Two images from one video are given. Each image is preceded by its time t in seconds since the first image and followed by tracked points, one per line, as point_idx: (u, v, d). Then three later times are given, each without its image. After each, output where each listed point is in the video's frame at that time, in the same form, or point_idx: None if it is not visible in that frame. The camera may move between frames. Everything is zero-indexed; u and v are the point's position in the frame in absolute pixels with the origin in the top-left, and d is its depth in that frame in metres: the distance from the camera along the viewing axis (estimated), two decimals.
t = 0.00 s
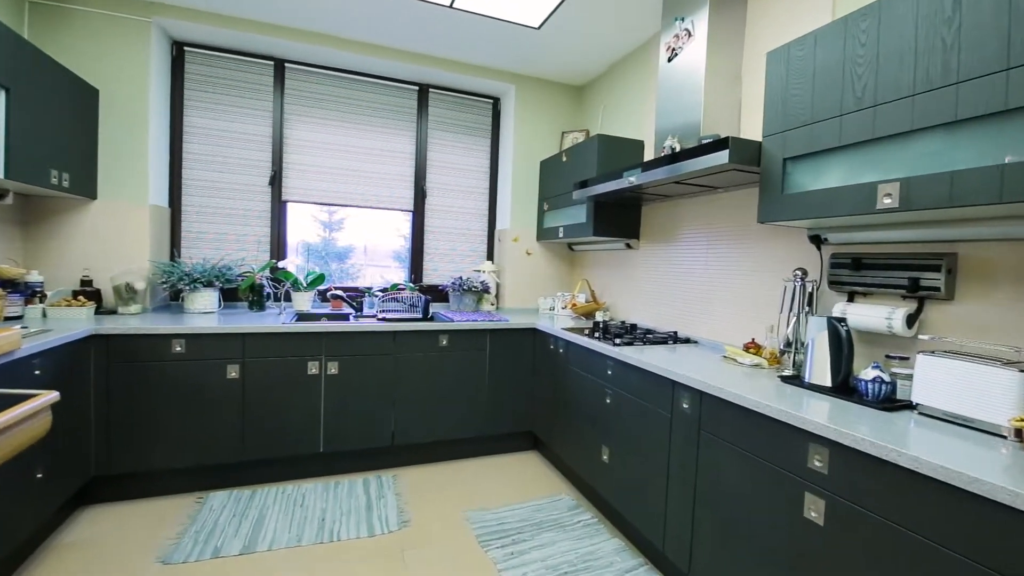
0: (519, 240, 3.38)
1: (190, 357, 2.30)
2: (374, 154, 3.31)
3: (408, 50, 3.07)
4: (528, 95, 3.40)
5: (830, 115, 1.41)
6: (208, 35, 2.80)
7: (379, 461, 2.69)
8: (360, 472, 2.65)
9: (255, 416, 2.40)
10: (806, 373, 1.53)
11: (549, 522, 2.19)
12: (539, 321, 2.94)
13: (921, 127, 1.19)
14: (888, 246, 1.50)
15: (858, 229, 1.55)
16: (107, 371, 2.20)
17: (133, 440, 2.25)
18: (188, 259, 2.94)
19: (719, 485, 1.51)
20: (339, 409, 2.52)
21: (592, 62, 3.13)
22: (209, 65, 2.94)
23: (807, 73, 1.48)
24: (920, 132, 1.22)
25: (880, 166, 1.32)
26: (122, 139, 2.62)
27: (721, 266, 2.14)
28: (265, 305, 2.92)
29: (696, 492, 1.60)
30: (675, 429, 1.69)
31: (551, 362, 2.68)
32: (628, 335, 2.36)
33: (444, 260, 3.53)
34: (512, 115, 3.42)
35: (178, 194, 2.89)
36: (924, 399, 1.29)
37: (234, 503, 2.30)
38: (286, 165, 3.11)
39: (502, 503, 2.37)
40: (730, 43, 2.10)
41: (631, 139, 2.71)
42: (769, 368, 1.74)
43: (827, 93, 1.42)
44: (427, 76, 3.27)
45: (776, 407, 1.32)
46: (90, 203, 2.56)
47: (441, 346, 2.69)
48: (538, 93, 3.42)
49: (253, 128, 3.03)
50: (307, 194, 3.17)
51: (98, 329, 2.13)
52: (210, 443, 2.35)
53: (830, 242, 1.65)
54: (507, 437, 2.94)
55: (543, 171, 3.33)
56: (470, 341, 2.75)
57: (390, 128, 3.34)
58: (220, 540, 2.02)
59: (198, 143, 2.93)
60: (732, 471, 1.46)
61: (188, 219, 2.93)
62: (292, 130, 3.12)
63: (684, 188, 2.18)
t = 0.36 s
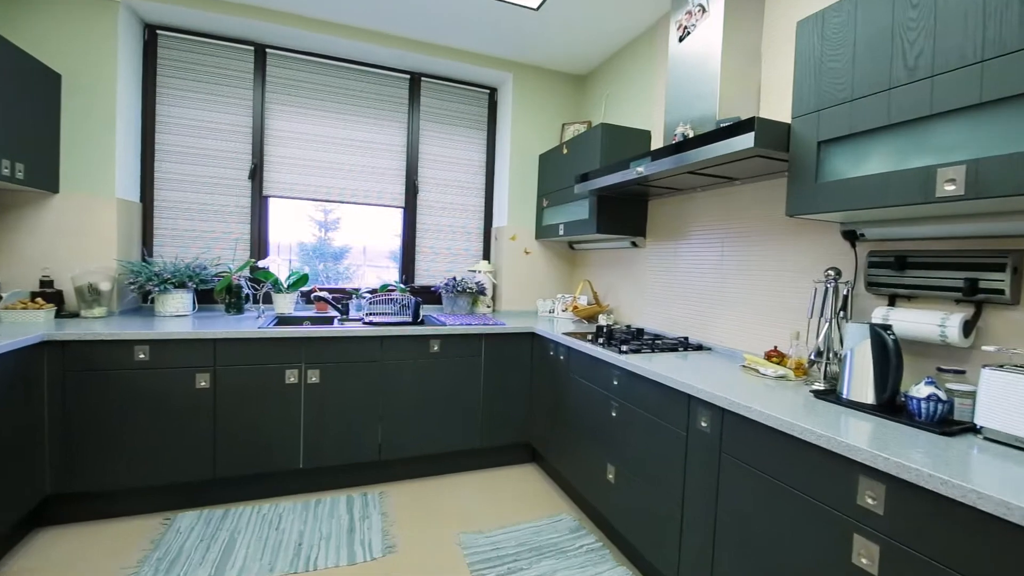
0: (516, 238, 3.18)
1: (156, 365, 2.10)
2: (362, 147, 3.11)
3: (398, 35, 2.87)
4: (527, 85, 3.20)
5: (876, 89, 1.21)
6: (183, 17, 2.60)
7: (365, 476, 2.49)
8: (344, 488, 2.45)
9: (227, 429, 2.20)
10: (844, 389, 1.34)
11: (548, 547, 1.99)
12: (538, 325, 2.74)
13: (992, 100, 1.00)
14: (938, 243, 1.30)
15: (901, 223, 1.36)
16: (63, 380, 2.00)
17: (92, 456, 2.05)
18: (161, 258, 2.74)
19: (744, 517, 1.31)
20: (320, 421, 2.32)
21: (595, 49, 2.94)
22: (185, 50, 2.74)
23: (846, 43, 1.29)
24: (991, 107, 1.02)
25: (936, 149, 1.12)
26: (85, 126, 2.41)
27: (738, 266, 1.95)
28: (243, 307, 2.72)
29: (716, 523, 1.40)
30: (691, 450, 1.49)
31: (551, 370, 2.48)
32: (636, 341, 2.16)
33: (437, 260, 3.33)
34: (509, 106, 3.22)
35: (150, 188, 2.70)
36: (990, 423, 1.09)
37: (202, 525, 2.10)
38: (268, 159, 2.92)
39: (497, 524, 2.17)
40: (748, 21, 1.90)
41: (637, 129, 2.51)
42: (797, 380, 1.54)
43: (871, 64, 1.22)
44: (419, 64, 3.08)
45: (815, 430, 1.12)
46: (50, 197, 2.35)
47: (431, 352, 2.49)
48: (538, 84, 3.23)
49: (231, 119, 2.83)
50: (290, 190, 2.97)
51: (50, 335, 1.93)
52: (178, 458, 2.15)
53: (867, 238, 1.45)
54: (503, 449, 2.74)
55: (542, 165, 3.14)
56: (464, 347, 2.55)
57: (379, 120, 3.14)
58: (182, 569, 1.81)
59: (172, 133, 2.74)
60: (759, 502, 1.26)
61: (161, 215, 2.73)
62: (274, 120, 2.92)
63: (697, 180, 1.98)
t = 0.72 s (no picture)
0: (519, 238, 3.02)
1: (131, 375, 1.95)
2: (356, 142, 2.96)
3: (395, 24, 2.72)
4: (530, 78, 3.05)
5: (932, 68, 1.06)
6: (165, 4, 2.45)
7: (357, 491, 2.34)
8: (335, 505, 2.30)
9: (209, 443, 2.05)
10: (891, 409, 1.19)
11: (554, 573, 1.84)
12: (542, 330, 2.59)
13: None
14: (998, 244, 1.15)
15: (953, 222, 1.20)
16: (29, 392, 1.85)
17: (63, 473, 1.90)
18: (143, 259, 2.60)
19: (779, 555, 1.15)
20: (309, 434, 2.17)
21: (602, 40, 2.78)
22: (169, 40, 2.59)
23: (895, 17, 1.13)
24: None
25: (1002, 137, 0.97)
26: (60, 118, 2.25)
27: (760, 269, 1.80)
28: (230, 311, 2.58)
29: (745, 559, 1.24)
30: (714, 474, 1.34)
31: (556, 379, 2.33)
32: (647, 349, 2.00)
33: (436, 261, 3.18)
34: (510, 100, 3.07)
35: (131, 186, 2.55)
36: None
37: (181, 547, 1.94)
38: (256, 155, 2.77)
39: (498, 546, 2.01)
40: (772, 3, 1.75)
41: (647, 122, 2.36)
42: (830, 396, 1.39)
43: (926, 40, 1.07)
44: (416, 55, 2.92)
45: (866, 461, 0.96)
46: (22, 194, 2.20)
47: (428, 360, 2.34)
48: (541, 77, 3.08)
49: (217, 113, 2.69)
50: (280, 187, 2.82)
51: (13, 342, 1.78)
52: (156, 475, 2.01)
53: (910, 239, 1.30)
54: (505, 462, 2.59)
55: (546, 162, 2.98)
56: (463, 354, 2.40)
57: (374, 114, 2.99)
58: None
59: (155, 128, 2.59)
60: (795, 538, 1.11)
61: (144, 214, 2.59)
62: (263, 114, 2.77)
63: (715, 175, 1.83)
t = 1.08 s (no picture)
0: (522, 239, 2.87)
1: (105, 388, 1.80)
2: (350, 138, 2.81)
3: (391, 13, 2.57)
4: (533, 70, 2.90)
5: (1008, 42, 0.90)
6: None
7: (351, 509, 2.19)
8: (327, 525, 2.15)
9: (189, 460, 1.91)
10: (953, 436, 1.03)
11: None
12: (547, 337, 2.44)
13: None
14: None
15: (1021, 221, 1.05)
16: None
17: (29, 495, 1.75)
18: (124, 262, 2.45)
19: None
20: (298, 449, 2.03)
21: (609, 29, 2.64)
22: (153, 30, 2.45)
23: None
24: None
25: None
26: (30, 112, 2.09)
27: (787, 272, 1.65)
28: (216, 317, 2.43)
29: None
30: (745, 505, 1.19)
31: (562, 389, 2.18)
32: (662, 359, 1.86)
33: (434, 264, 3.03)
34: (513, 93, 2.92)
35: (111, 184, 2.41)
36: None
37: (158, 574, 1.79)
38: (245, 151, 2.63)
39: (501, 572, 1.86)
40: None
41: (658, 115, 2.22)
42: (873, 416, 1.24)
43: (999, 9, 0.92)
44: (414, 47, 2.78)
45: (937, 503, 0.81)
46: None
47: (426, 369, 2.19)
48: (545, 70, 2.93)
49: (203, 107, 2.54)
50: (270, 186, 2.68)
51: None
52: (132, 495, 1.85)
53: (967, 240, 1.15)
54: (507, 477, 2.44)
55: (550, 159, 2.84)
56: (463, 363, 2.25)
57: (369, 108, 2.84)
58: None
59: (137, 123, 2.45)
60: None
61: (125, 214, 2.45)
62: (252, 108, 2.63)
63: (737, 170, 1.68)
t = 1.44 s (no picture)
0: (518, 242, 2.75)
1: (73, 404, 1.68)
2: (338, 137, 2.69)
3: (380, 7, 2.45)
4: (530, 66, 2.78)
5: None
6: None
7: (337, 529, 2.08)
8: (311, 546, 2.03)
9: (163, 480, 1.79)
10: (1002, 473, 0.88)
11: None
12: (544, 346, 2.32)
13: None
14: None
15: None
16: None
17: None
18: (102, 269, 2.35)
19: None
20: (279, 466, 1.91)
21: (610, 22, 2.51)
22: (131, 25, 2.33)
23: None
24: None
25: None
26: None
27: (802, 280, 1.52)
28: (196, 326, 2.32)
29: None
30: (761, 545, 1.06)
31: (559, 403, 2.05)
32: (667, 372, 1.73)
33: (426, 268, 2.91)
34: (509, 90, 2.80)
35: (88, 187, 2.31)
36: None
37: None
38: (228, 152, 2.52)
39: None
40: None
41: (661, 112, 2.09)
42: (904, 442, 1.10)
43: None
44: (405, 42, 2.65)
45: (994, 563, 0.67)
46: None
47: (415, 382, 2.07)
48: (542, 65, 2.80)
49: (184, 106, 2.43)
50: (255, 188, 2.57)
51: None
52: (100, 520, 1.72)
53: (1012, 247, 1.01)
54: (503, 493, 2.32)
55: (548, 158, 2.71)
56: (454, 374, 2.12)
57: (358, 107, 2.72)
58: None
59: (114, 122, 2.34)
60: None
61: (103, 218, 2.34)
62: (235, 107, 2.51)
63: (747, 168, 1.54)
